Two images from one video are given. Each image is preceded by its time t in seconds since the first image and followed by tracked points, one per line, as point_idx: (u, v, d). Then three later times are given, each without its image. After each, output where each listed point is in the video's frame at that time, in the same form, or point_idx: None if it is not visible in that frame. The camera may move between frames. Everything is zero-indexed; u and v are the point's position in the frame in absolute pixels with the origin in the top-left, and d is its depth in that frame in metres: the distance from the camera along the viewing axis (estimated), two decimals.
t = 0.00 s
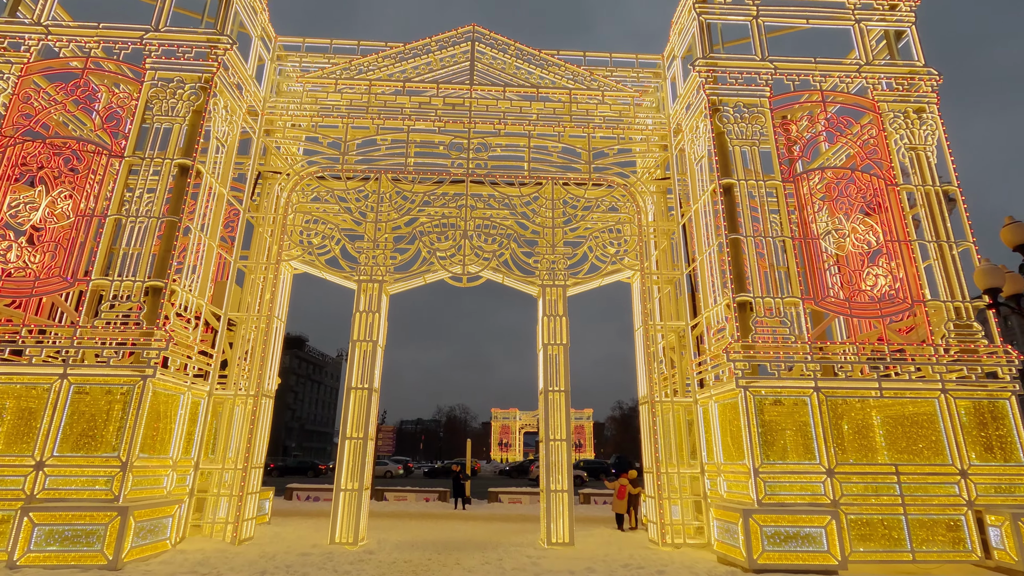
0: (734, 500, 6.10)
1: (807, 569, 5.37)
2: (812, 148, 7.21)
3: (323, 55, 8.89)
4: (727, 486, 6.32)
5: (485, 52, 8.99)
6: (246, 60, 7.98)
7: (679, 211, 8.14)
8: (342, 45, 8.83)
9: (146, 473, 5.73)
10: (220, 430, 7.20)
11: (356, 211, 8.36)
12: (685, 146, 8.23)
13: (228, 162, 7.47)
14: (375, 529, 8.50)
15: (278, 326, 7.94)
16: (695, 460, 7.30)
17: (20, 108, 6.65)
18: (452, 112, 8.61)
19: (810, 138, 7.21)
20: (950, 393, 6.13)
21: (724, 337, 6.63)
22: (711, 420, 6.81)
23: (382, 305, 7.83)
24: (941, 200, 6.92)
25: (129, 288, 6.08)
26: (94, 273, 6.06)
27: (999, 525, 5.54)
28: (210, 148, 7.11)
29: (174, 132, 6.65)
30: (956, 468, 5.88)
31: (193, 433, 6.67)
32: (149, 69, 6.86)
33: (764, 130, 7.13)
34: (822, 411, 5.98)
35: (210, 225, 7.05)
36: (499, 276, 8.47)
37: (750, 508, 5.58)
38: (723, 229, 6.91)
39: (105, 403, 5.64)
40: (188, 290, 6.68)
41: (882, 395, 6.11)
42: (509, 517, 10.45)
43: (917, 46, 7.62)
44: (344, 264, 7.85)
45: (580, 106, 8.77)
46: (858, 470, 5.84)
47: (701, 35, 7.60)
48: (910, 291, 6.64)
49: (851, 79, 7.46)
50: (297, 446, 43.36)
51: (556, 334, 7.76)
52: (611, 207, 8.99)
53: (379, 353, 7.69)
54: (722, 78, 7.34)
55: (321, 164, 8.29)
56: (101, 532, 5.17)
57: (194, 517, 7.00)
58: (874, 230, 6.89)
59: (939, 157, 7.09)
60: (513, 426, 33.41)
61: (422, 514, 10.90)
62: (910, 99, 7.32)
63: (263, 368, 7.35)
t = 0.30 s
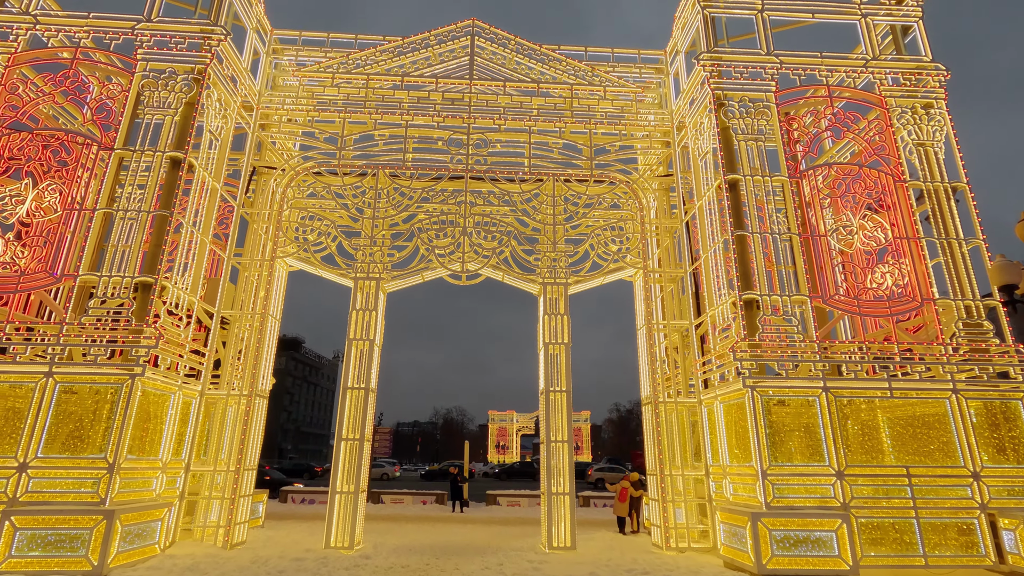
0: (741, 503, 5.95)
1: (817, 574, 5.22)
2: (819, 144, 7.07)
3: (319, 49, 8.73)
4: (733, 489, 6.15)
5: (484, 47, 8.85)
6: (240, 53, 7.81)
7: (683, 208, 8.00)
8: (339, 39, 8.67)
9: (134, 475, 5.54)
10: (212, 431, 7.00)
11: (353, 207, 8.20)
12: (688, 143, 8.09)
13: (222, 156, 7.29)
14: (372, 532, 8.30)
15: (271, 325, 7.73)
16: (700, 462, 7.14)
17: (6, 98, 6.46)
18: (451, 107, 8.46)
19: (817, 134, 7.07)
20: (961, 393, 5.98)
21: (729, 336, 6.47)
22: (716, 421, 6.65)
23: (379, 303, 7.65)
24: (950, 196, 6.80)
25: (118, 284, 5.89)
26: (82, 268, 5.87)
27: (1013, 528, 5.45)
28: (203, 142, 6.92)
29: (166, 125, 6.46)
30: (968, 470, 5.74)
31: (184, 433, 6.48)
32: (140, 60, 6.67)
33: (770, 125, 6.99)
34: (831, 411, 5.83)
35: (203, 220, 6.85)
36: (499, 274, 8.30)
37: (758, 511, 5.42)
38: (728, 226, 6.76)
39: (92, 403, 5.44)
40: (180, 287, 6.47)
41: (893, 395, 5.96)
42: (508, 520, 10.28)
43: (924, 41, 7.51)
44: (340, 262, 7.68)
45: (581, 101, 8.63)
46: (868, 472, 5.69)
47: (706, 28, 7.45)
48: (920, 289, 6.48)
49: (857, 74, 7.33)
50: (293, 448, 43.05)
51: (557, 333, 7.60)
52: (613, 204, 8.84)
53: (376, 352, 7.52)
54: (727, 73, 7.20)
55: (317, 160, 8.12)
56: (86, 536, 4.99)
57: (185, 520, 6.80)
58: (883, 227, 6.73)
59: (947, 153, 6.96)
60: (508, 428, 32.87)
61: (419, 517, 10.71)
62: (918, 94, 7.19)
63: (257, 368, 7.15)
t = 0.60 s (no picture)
0: (750, 510, 5.77)
1: None
2: (827, 142, 6.92)
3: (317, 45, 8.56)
4: (741, 495, 5.97)
5: (485, 44, 8.70)
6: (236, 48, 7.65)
7: (687, 208, 7.84)
8: (338, 36, 8.52)
9: (122, 481, 5.33)
10: (204, 435, 6.79)
11: (351, 206, 8.04)
12: (692, 141, 7.95)
13: (217, 152, 7.10)
14: (369, 539, 8.10)
15: (266, 326, 7.53)
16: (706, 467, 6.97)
17: None
18: (451, 105, 8.30)
19: (825, 132, 6.92)
20: (975, 397, 5.82)
21: (736, 337, 6.30)
22: (723, 425, 6.48)
23: (377, 304, 7.48)
24: (961, 195, 6.63)
25: (107, 283, 5.69)
26: (70, 266, 5.67)
27: None
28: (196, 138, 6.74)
29: (158, 120, 6.28)
30: (984, 476, 5.57)
31: (175, 437, 6.28)
32: (133, 53, 6.51)
33: (777, 122, 6.84)
34: (843, 416, 5.66)
35: (196, 218, 6.65)
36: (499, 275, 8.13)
37: (769, 518, 5.25)
38: (735, 225, 6.60)
39: (78, 405, 5.24)
40: (172, 287, 6.27)
41: (906, 398, 5.80)
42: (507, 526, 10.08)
43: (932, 38, 7.38)
44: (337, 261, 7.50)
45: (583, 99, 8.48)
46: (881, 478, 5.52)
47: (711, 24, 7.31)
48: (932, 289, 6.31)
49: (865, 71, 7.19)
50: (289, 453, 42.75)
51: (559, 335, 7.43)
52: (616, 204, 8.68)
53: (373, 354, 7.34)
54: (733, 69, 7.06)
55: (314, 157, 7.95)
56: (69, 545, 4.79)
57: (175, 527, 6.59)
58: (893, 226, 6.56)
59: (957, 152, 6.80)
60: (507, 433, 32.76)
61: (418, 523, 10.50)
62: (927, 91, 7.05)
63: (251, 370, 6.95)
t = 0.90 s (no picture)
0: (762, 519, 5.59)
1: None
2: (837, 142, 6.78)
3: (317, 45, 8.45)
4: (753, 504, 5.79)
5: (488, 45, 8.59)
6: (235, 48, 7.54)
7: (694, 210, 7.69)
8: (338, 36, 8.40)
9: (113, 489, 5.15)
10: (199, 442, 6.61)
11: (351, 207, 7.88)
12: (699, 142, 7.82)
13: (216, 151, 6.96)
14: (368, 549, 7.90)
15: (264, 330, 7.36)
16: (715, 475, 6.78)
17: None
18: (453, 105, 8.18)
19: (835, 131, 6.77)
20: (993, 402, 5.66)
21: (746, 341, 6.15)
22: (733, 432, 6.31)
23: (377, 307, 7.32)
24: (973, 196, 6.50)
25: (99, 284, 5.54)
26: (61, 267, 5.52)
27: None
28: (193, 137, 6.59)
29: (154, 118, 6.14)
30: (1004, 484, 5.40)
31: (169, 444, 6.10)
32: (129, 51, 6.38)
33: (786, 121, 6.72)
34: (858, 422, 5.49)
35: (193, 219, 6.49)
36: (502, 278, 7.99)
37: (783, 528, 5.07)
38: (743, 226, 6.45)
39: (67, 410, 5.07)
40: (167, 288, 6.08)
41: (922, 404, 5.63)
42: (509, 536, 9.87)
43: (941, 38, 7.27)
44: (337, 264, 7.34)
45: (587, 100, 8.36)
46: (898, 486, 5.34)
47: (717, 24, 7.21)
48: (947, 292, 6.14)
49: (874, 70, 7.06)
50: (288, 460, 42.43)
51: (564, 339, 7.28)
52: (621, 206, 8.55)
53: (373, 359, 7.17)
54: (740, 69, 6.94)
55: (313, 158, 7.81)
56: (56, 557, 4.61)
57: (168, 537, 6.39)
58: (906, 227, 6.40)
59: (969, 152, 6.68)
60: (508, 440, 32.48)
61: (418, 532, 10.29)
62: (937, 91, 6.93)
63: (247, 375, 6.78)
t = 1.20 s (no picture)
0: (777, 530, 5.40)
1: None
2: (850, 141, 6.62)
3: (319, 46, 8.35)
4: (767, 513, 5.60)
5: (492, 45, 8.48)
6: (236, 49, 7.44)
7: (702, 212, 7.53)
8: (341, 36, 8.30)
9: (106, 498, 4.99)
10: (197, 449, 6.44)
11: (354, 210, 7.74)
12: (707, 143, 7.69)
13: (216, 153, 6.83)
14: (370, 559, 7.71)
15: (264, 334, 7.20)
16: (726, 483, 6.59)
17: None
18: (456, 106, 8.05)
19: (847, 130, 6.62)
20: (1016, 408, 5.47)
21: (759, 345, 5.97)
22: (746, 439, 6.12)
23: (380, 310, 7.17)
24: (991, 196, 6.33)
25: (95, 287, 5.40)
26: (56, 269, 5.39)
27: None
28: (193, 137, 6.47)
29: (153, 118, 6.02)
30: None
31: (166, 451, 5.94)
32: (128, 50, 6.27)
33: (797, 120, 6.57)
34: (876, 429, 5.30)
35: (192, 221, 6.35)
36: (508, 281, 7.89)
37: (801, 539, 4.88)
38: (755, 227, 6.28)
39: (60, 416, 4.92)
40: (165, 292, 5.94)
41: (943, 410, 5.45)
42: (514, 545, 9.67)
43: (955, 36, 7.13)
44: (339, 267, 7.20)
45: (593, 101, 8.24)
46: (920, 496, 5.15)
47: (726, 22, 7.08)
48: (967, 294, 5.94)
49: (886, 69, 6.90)
50: (289, 467, 42.19)
51: (570, 344, 7.12)
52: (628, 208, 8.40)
53: (375, 364, 7.01)
54: (750, 67, 6.81)
55: (315, 159, 7.68)
56: (46, 569, 4.44)
57: (165, 547, 6.21)
58: (922, 228, 6.20)
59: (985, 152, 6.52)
60: (510, 447, 32.20)
61: (421, 542, 10.08)
62: (952, 90, 6.78)
63: (247, 380, 6.62)
